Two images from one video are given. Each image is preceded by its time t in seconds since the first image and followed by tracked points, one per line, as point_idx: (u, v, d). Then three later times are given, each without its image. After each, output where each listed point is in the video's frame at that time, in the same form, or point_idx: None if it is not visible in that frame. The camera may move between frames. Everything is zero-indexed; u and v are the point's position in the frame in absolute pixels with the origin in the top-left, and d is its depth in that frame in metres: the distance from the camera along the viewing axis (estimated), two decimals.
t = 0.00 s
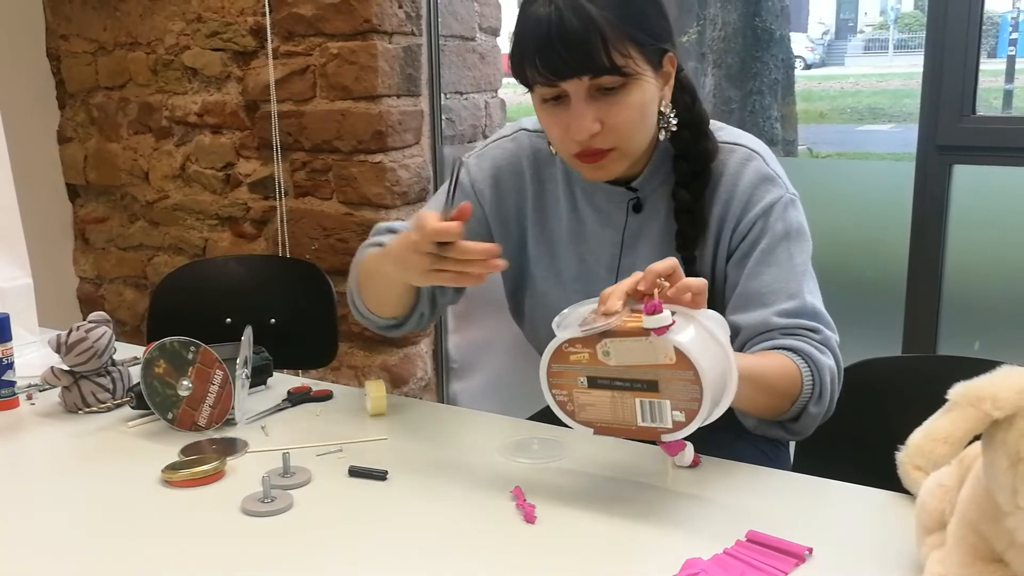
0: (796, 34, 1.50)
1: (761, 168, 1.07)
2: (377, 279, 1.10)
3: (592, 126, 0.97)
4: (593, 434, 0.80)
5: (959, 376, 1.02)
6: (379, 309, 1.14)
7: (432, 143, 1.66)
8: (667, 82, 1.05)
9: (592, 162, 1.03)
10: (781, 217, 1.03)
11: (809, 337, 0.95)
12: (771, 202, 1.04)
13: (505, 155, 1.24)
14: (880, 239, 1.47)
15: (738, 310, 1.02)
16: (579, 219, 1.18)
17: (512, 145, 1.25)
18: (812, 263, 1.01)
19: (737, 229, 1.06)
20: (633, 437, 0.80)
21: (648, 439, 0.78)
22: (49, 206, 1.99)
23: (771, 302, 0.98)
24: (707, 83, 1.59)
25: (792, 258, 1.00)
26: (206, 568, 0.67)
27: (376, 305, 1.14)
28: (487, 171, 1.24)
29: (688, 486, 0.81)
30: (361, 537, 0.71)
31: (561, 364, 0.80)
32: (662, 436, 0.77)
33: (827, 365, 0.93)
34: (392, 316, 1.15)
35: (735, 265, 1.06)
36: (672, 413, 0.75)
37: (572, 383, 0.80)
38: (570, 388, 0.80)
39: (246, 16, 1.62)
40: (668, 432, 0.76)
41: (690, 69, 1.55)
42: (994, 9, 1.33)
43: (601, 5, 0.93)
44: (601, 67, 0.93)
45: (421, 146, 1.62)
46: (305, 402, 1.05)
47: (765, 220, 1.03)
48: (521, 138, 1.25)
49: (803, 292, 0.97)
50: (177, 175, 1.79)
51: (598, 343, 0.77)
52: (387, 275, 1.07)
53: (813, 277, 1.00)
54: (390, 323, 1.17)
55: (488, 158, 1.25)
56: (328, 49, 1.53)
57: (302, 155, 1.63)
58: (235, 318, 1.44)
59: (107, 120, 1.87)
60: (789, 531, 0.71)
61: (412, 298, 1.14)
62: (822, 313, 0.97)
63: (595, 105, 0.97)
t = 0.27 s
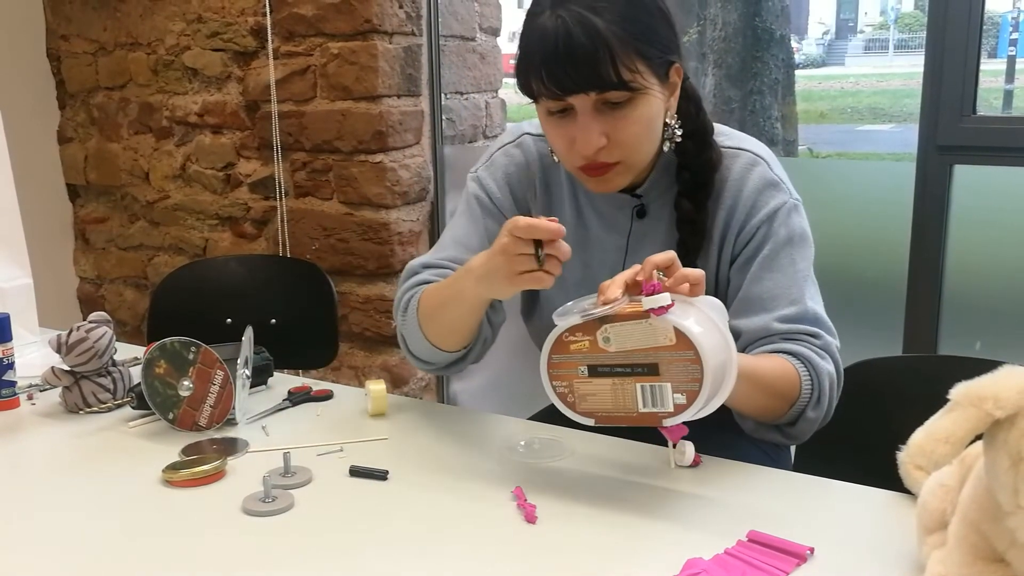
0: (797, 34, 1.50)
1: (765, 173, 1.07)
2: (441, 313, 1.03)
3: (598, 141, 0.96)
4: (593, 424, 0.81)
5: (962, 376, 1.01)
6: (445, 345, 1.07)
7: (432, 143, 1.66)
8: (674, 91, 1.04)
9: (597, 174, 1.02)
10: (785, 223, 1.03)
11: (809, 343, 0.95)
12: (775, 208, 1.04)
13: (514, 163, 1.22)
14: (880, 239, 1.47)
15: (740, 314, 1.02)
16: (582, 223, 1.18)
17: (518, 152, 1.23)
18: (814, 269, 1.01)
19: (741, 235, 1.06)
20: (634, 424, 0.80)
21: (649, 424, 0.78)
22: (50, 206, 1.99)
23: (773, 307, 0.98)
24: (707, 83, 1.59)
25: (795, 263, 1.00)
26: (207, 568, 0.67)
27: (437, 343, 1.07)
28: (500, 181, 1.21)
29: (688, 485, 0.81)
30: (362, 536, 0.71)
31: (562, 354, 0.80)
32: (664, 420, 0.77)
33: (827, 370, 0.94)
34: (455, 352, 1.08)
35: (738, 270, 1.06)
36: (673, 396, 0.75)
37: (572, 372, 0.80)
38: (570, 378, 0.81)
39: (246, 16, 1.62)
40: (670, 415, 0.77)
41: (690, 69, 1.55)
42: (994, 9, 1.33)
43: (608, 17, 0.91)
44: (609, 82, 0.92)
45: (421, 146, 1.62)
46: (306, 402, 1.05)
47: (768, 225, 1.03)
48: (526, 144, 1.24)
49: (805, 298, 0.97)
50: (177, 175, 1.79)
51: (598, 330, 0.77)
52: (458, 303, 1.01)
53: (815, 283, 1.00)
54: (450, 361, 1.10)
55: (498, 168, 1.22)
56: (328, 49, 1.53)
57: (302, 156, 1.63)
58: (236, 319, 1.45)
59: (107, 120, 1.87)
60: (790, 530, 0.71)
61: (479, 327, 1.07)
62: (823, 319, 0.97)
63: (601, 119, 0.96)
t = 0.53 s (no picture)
0: (797, 34, 1.50)
1: (768, 175, 1.07)
2: (443, 314, 1.03)
3: (608, 149, 0.96)
4: (594, 421, 0.81)
5: (960, 376, 1.02)
6: (447, 347, 1.06)
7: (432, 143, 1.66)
8: (682, 97, 1.04)
9: (606, 182, 1.02)
10: (787, 226, 1.03)
11: (811, 345, 0.95)
12: (778, 211, 1.04)
13: (515, 163, 1.22)
14: (880, 238, 1.47)
15: (741, 317, 1.02)
16: (585, 224, 1.19)
17: (520, 152, 1.23)
18: (816, 272, 1.01)
19: (743, 237, 1.06)
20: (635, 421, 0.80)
21: (650, 420, 0.78)
22: (50, 206, 1.99)
23: (775, 310, 0.98)
24: (707, 82, 1.59)
25: (797, 266, 1.00)
26: (206, 569, 0.67)
27: (439, 345, 1.06)
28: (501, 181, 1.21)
29: (688, 485, 0.80)
30: (361, 536, 0.71)
31: (563, 351, 0.81)
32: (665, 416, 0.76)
33: (828, 372, 0.93)
34: (457, 354, 1.07)
35: (740, 272, 1.06)
36: (674, 391, 0.75)
37: (573, 369, 0.80)
38: (571, 376, 0.81)
39: (246, 16, 1.62)
40: (672, 411, 0.76)
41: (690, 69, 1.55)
42: (994, 9, 1.33)
43: (619, 25, 0.91)
44: (621, 91, 0.91)
45: (421, 145, 1.62)
46: (305, 402, 1.05)
47: (771, 228, 1.03)
48: (528, 144, 1.24)
49: (808, 302, 0.97)
50: (177, 175, 1.79)
51: (599, 326, 0.77)
52: (460, 305, 1.01)
53: (817, 287, 1.00)
54: (452, 363, 1.09)
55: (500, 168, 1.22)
56: (328, 49, 1.53)
57: (302, 155, 1.63)
58: (236, 319, 1.45)
59: (107, 120, 1.87)
60: (790, 531, 0.71)
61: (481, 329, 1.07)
62: (825, 321, 0.98)
63: (612, 127, 0.95)
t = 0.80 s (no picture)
0: (797, 34, 1.50)
1: (768, 175, 1.07)
2: (446, 315, 1.03)
3: (615, 154, 0.96)
4: (594, 415, 0.81)
5: (960, 375, 1.02)
6: (448, 347, 1.06)
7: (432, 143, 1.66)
8: (684, 100, 1.03)
9: (612, 185, 1.03)
10: (788, 225, 1.03)
11: (811, 345, 0.95)
12: (778, 210, 1.04)
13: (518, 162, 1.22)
14: (880, 238, 1.47)
15: (741, 316, 1.02)
16: (586, 223, 1.18)
17: (522, 150, 1.22)
18: (816, 271, 1.01)
19: (744, 237, 1.06)
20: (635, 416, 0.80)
21: (649, 414, 0.78)
22: (50, 206, 1.99)
23: (775, 309, 0.98)
24: (707, 82, 1.59)
25: (797, 265, 1.00)
26: (206, 569, 0.67)
27: (439, 345, 1.06)
28: (503, 180, 1.21)
29: (689, 485, 0.80)
30: (361, 536, 0.71)
31: (563, 346, 0.81)
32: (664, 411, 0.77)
33: (827, 371, 0.93)
34: (457, 354, 1.07)
35: (741, 272, 1.06)
36: (673, 386, 0.75)
37: (574, 364, 0.81)
38: (571, 370, 0.81)
39: (247, 16, 1.62)
40: (671, 406, 0.76)
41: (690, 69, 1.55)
42: (994, 9, 1.33)
43: (626, 28, 0.90)
44: (629, 96, 0.91)
45: (421, 145, 1.62)
46: (305, 402, 1.05)
47: (771, 228, 1.03)
48: (530, 143, 1.23)
49: (808, 301, 0.97)
50: (177, 175, 1.79)
51: (599, 321, 0.78)
52: (463, 306, 1.01)
53: (817, 286, 1.00)
54: (452, 362, 1.09)
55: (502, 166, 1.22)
56: (329, 49, 1.53)
57: (302, 155, 1.63)
58: (236, 319, 1.44)
59: (108, 119, 1.87)
60: (790, 530, 0.71)
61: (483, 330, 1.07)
62: (825, 321, 0.98)
63: (619, 132, 0.96)
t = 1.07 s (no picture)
0: (797, 33, 1.50)
1: (770, 173, 1.07)
2: (449, 312, 1.03)
3: (617, 153, 0.96)
4: (595, 411, 0.81)
5: (961, 374, 1.02)
6: (451, 346, 1.06)
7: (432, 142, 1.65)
8: (685, 100, 1.03)
9: (614, 185, 1.03)
10: (789, 224, 1.03)
11: (812, 343, 0.95)
12: (780, 208, 1.04)
13: (520, 160, 1.22)
14: (880, 238, 1.47)
15: (743, 315, 1.02)
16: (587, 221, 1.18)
17: (524, 148, 1.23)
18: (817, 269, 1.01)
19: (745, 235, 1.06)
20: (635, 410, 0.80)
21: (650, 410, 0.78)
22: (51, 205, 1.99)
23: (776, 307, 0.98)
24: (707, 81, 1.58)
25: (799, 264, 1.00)
26: (208, 568, 0.67)
27: (441, 343, 1.06)
28: (506, 177, 1.21)
29: (690, 483, 0.80)
30: (363, 535, 0.71)
31: (563, 341, 0.81)
32: (664, 406, 0.77)
33: (828, 369, 0.93)
34: (459, 352, 1.07)
35: (742, 270, 1.06)
36: (673, 380, 0.75)
37: (574, 360, 0.81)
38: (572, 366, 0.81)
39: (247, 15, 1.61)
40: (671, 401, 0.76)
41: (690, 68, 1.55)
42: (994, 8, 1.33)
43: (626, 27, 0.90)
44: (631, 95, 0.91)
45: (421, 144, 1.62)
46: (306, 401, 1.05)
47: (773, 226, 1.03)
48: (532, 140, 1.23)
49: (808, 299, 0.97)
50: (177, 174, 1.79)
51: (599, 316, 0.77)
52: (466, 304, 1.01)
53: (818, 284, 1.00)
54: (453, 360, 1.09)
55: (504, 164, 1.22)
56: (329, 48, 1.53)
57: (302, 154, 1.63)
58: (237, 318, 1.44)
59: (108, 119, 1.87)
60: (792, 529, 0.71)
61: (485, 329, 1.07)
62: (826, 319, 0.98)
63: (620, 131, 0.96)
